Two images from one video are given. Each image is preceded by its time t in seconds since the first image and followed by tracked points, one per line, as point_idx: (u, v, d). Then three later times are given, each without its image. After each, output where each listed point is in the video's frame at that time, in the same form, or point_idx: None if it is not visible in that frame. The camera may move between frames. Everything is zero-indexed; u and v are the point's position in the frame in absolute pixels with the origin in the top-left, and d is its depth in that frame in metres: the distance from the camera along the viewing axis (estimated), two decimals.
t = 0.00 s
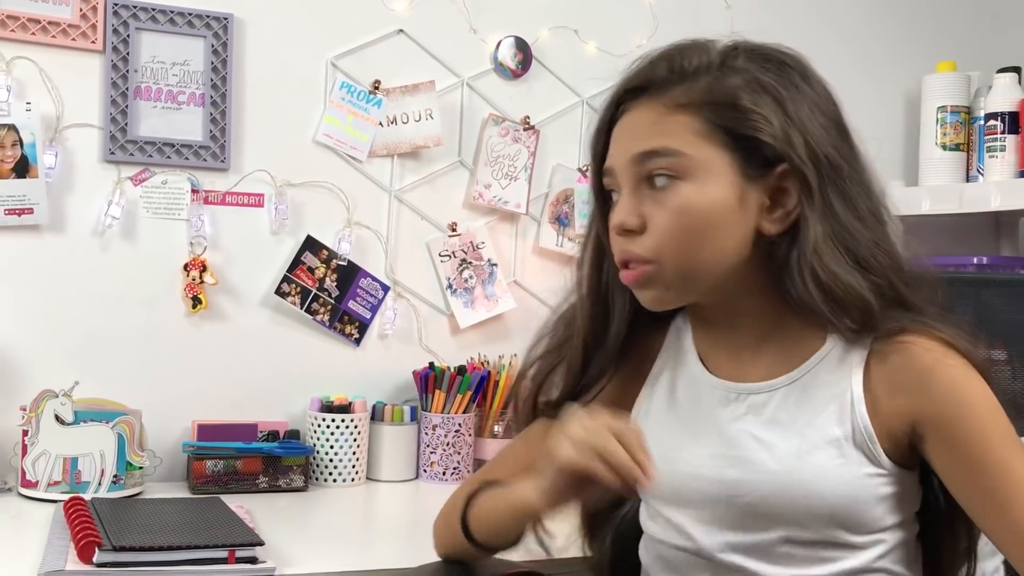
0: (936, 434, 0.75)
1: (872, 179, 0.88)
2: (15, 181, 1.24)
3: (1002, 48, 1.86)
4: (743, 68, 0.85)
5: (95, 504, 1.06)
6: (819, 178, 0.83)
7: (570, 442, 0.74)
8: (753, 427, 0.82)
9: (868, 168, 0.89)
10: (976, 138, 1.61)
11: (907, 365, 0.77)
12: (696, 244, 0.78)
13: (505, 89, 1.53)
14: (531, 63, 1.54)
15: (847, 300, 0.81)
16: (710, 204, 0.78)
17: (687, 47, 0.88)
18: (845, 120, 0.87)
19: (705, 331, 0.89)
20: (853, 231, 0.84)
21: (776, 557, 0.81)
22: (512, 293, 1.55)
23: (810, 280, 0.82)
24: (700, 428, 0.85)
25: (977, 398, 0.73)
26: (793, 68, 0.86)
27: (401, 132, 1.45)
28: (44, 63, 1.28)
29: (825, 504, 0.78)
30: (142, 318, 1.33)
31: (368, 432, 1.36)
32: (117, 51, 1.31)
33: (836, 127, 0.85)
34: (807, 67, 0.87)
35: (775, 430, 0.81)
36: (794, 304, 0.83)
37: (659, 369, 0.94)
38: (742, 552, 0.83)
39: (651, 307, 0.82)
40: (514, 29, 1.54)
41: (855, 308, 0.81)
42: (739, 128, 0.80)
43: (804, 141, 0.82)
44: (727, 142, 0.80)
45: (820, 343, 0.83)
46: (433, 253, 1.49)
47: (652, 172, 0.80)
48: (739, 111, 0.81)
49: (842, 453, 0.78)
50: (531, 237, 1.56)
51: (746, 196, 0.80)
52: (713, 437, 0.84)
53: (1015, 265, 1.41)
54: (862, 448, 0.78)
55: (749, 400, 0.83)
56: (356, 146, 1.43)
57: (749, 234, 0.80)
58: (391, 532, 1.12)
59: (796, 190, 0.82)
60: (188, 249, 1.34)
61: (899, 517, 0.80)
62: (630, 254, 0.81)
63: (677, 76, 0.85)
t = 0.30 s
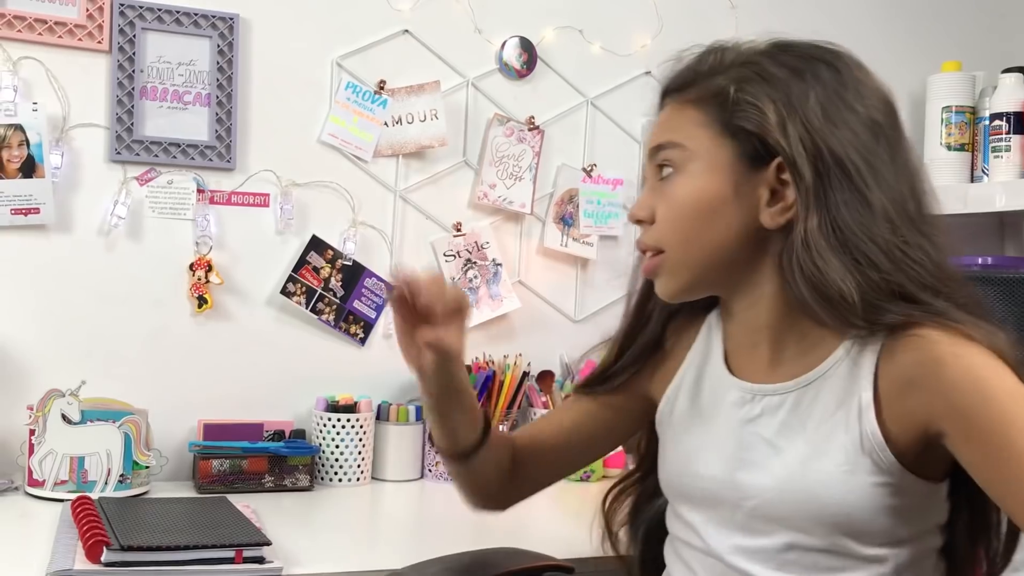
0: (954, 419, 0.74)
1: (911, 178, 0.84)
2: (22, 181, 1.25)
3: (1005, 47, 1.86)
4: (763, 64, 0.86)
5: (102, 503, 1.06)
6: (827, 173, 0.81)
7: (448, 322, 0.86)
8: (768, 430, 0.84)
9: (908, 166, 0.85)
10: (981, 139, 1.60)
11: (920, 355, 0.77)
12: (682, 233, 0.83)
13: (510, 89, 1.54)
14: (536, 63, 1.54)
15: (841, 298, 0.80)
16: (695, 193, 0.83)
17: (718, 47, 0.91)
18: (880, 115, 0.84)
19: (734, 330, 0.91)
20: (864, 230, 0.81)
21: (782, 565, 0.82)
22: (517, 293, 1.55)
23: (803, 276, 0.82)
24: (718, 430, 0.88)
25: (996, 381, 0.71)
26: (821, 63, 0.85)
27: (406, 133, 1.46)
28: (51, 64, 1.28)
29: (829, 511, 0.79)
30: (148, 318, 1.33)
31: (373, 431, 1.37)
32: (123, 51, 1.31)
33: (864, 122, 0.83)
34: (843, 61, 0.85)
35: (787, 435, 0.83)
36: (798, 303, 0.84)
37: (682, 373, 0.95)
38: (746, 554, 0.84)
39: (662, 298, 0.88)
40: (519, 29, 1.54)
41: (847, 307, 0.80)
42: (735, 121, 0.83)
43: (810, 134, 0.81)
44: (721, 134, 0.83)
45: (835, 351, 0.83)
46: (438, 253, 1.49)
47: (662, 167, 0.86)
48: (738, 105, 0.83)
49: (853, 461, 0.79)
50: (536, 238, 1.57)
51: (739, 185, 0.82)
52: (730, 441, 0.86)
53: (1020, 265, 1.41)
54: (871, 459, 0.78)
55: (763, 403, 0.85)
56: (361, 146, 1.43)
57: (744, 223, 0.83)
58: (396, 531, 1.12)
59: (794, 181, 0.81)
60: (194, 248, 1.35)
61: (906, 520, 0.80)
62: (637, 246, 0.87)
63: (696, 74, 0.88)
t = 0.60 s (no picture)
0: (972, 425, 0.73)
1: (950, 178, 0.81)
2: (25, 180, 1.25)
3: (1006, 47, 1.86)
4: (791, 59, 0.84)
5: (105, 502, 1.06)
6: (850, 178, 0.80)
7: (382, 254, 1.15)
8: (798, 426, 0.85)
9: (948, 166, 0.82)
10: (986, 138, 1.59)
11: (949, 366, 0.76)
12: (702, 236, 0.85)
13: (513, 88, 1.54)
14: (539, 62, 1.54)
15: (859, 308, 0.80)
16: (713, 197, 0.84)
17: (752, 34, 0.90)
18: (918, 113, 0.81)
19: (768, 325, 0.92)
20: (888, 238, 0.79)
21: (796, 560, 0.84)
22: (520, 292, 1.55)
23: (822, 283, 0.82)
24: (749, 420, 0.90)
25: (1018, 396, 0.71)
26: (855, 58, 0.82)
27: (409, 132, 1.46)
28: (54, 63, 1.28)
29: (847, 509, 0.80)
30: (152, 318, 1.33)
31: (376, 431, 1.37)
32: (126, 50, 1.31)
33: (897, 122, 0.80)
34: (880, 54, 0.82)
35: (814, 430, 0.84)
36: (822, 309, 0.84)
37: (719, 362, 0.96)
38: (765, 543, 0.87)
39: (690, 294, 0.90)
40: (522, 29, 1.54)
41: (864, 318, 0.80)
42: (756, 124, 0.83)
43: (832, 138, 0.80)
44: (743, 136, 0.84)
45: (857, 359, 0.83)
46: (441, 253, 1.49)
47: (686, 165, 0.88)
48: (760, 106, 0.83)
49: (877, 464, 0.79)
50: (538, 237, 1.57)
51: (759, 189, 0.83)
52: (759, 435, 0.88)
53: None
54: (895, 463, 0.79)
55: (794, 397, 0.87)
56: (363, 145, 1.43)
57: (766, 227, 0.84)
58: (400, 530, 1.12)
59: (814, 187, 0.81)
60: (197, 248, 1.35)
61: (914, 520, 0.80)
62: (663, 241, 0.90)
63: (725, 65, 0.88)
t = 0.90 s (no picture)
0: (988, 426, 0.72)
1: (946, 184, 0.81)
2: (25, 178, 1.24)
3: (1007, 45, 1.86)
4: (782, 69, 0.84)
5: (104, 501, 1.06)
6: (846, 190, 0.81)
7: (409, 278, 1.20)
8: (806, 427, 0.86)
9: (944, 170, 0.82)
10: (987, 136, 1.59)
11: (958, 366, 0.75)
12: (702, 251, 0.85)
13: (513, 87, 1.53)
14: (540, 61, 1.54)
15: (857, 319, 0.80)
16: (710, 212, 0.83)
17: (745, 41, 0.90)
18: (911, 120, 0.81)
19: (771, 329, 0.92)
20: (885, 250, 0.80)
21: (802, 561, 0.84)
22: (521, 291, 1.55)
23: (820, 295, 0.82)
24: (757, 424, 0.90)
25: None
26: (848, 66, 0.82)
27: (409, 130, 1.45)
28: (55, 61, 1.28)
29: (855, 510, 0.80)
30: (152, 316, 1.33)
31: (376, 429, 1.37)
32: (127, 48, 1.31)
33: (891, 131, 0.80)
34: (872, 62, 0.82)
35: (821, 434, 0.84)
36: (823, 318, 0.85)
37: (727, 365, 0.96)
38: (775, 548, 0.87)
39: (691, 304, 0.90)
40: (523, 27, 1.53)
41: (864, 331, 0.80)
42: (749, 136, 0.83)
43: (826, 150, 0.80)
44: (736, 149, 0.84)
45: (856, 365, 0.84)
46: (442, 252, 1.49)
47: (681, 177, 0.87)
48: (754, 118, 0.83)
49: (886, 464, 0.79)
50: (539, 236, 1.56)
51: (755, 204, 0.82)
52: (768, 438, 0.88)
53: None
54: (903, 463, 0.79)
55: (800, 400, 0.86)
56: (364, 143, 1.43)
57: (764, 240, 0.84)
58: (400, 529, 1.12)
59: (810, 199, 0.81)
60: (198, 246, 1.35)
61: (918, 521, 0.80)
62: (663, 253, 0.90)
63: (717, 76, 0.88)
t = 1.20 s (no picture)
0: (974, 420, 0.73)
1: (947, 184, 0.81)
2: (25, 179, 1.25)
3: (1006, 46, 1.86)
4: (789, 67, 0.84)
5: (104, 502, 1.06)
6: (847, 186, 0.80)
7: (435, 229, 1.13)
8: (801, 428, 0.86)
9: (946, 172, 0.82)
10: (986, 136, 1.60)
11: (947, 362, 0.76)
12: (701, 245, 0.84)
13: (513, 87, 1.54)
14: (539, 61, 1.54)
15: (855, 313, 0.80)
16: (712, 207, 0.83)
17: (753, 40, 0.90)
18: (915, 120, 0.81)
19: (767, 331, 0.92)
20: (884, 246, 0.80)
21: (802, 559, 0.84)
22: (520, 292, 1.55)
23: (817, 292, 0.82)
24: (753, 427, 0.90)
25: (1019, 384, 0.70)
26: (854, 66, 0.82)
27: (409, 131, 1.46)
28: (54, 63, 1.28)
29: (852, 510, 0.80)
30: (152, 317, 1.33)
31: (376, 430, 1.37)
32: (126, 50, 1.31)
33: (896, 130, 0.80)
34: (878, 63, 0.82)
35: (815, 436, 0.84)
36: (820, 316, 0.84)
37: (723, 365, 0.96)
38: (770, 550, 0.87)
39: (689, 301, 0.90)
40: (522, 28, 1.54)
41: (859, 326, 0.80)
42: (754, 132, 0.83)
43: (831, 147, 0.80)
44: (741, 144, 0.83)
45: (853, 362, 0.83)
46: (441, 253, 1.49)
47: (684, 172, 0.87)
48: (760, 114, 0.83)
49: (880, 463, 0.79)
50: (538, 236, 1.57)
51: (758, 198, 0.82)
52: (764, 440, 0.88)
53: None
54: (896, 462, 0.79)
55: (794, 401, 0.86)
56: (364, 144, 1.43)
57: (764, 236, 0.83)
58: (399, 530, 1.12)
59: (812, 194, 0.81)
60: (197, 247, 1.35)
61: (917, 521, 0.80)
62: (664, 248, 0.89)
63: (725, 73, 0.88)
